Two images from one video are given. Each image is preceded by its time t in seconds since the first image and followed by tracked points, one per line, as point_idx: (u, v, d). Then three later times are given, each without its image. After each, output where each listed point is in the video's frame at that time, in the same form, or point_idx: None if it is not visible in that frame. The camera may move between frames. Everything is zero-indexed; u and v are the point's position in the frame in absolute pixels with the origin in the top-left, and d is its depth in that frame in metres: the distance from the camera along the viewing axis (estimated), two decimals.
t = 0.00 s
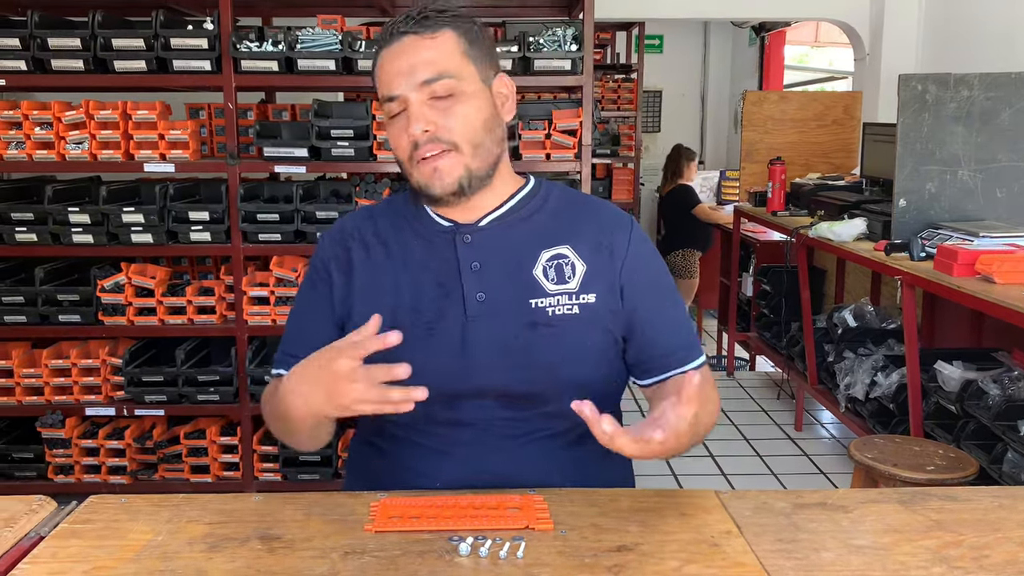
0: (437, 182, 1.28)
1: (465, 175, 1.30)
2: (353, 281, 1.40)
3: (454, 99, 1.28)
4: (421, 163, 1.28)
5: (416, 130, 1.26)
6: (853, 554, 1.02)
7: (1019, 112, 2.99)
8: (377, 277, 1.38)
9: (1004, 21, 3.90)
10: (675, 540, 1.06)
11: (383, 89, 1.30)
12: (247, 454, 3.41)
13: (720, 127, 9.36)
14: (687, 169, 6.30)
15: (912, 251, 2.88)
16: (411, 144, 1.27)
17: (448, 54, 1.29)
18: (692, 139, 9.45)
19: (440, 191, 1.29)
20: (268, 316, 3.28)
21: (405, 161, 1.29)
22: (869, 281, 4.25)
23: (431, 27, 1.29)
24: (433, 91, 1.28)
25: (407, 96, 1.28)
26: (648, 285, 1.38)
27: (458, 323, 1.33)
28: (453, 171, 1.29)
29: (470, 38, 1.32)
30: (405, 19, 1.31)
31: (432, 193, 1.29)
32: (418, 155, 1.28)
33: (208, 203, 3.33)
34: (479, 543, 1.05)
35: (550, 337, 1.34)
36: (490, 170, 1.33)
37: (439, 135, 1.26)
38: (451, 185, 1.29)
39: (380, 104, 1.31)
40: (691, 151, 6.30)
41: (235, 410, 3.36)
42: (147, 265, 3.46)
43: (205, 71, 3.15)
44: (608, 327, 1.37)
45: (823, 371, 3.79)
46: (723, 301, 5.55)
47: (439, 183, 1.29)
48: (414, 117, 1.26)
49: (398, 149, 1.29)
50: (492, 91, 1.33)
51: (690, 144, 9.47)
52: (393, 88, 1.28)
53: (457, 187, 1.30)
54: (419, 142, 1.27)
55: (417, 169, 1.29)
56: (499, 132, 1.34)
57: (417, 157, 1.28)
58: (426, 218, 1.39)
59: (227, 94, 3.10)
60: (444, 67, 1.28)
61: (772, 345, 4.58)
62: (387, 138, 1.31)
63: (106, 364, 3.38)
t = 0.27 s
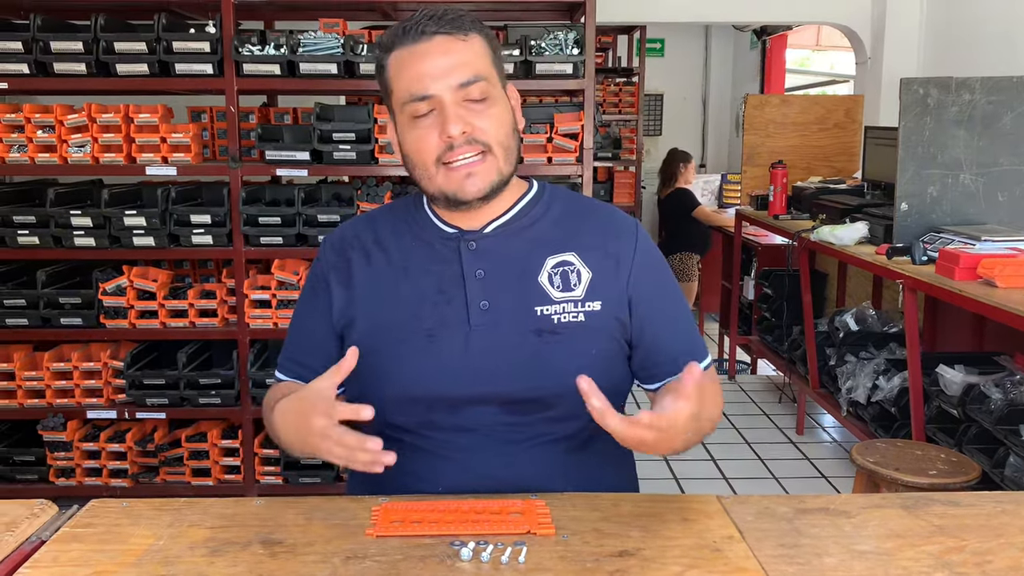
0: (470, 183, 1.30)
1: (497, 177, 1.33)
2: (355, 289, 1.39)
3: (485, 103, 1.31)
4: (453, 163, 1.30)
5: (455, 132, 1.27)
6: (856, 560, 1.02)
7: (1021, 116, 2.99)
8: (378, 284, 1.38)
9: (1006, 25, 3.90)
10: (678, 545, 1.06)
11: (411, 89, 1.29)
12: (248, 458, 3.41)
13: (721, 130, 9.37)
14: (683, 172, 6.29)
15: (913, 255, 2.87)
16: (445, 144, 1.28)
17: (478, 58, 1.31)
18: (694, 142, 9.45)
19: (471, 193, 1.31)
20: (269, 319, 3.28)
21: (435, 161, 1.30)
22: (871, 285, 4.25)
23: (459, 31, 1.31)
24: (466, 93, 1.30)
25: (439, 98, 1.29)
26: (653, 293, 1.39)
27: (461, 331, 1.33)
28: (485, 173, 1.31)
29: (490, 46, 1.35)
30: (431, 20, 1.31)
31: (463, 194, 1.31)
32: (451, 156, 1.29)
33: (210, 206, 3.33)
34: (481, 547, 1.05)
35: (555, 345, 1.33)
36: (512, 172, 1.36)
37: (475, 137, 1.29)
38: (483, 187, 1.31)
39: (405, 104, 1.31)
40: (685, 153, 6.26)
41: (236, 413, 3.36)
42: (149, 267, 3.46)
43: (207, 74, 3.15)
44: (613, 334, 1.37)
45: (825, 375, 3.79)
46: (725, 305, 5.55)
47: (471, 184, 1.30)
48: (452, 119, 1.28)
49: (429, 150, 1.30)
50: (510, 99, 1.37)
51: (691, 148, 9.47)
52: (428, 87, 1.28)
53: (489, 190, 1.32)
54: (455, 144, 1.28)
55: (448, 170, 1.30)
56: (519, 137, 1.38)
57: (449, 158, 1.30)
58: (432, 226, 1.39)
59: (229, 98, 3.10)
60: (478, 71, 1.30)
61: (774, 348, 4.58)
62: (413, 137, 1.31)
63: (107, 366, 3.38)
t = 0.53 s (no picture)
0: (459, 189, 1.30)
1: (488, 185, 1.32)
2: (357, 293, 1.39)
3: (486, 110, 1.31)
4: (443, 166, 1.30)
5: (445, 136, 1.28)
6: (857, 564, 1.02)
7: (1021, 119, 2.99)
8: (380, 289, 1.38)
9: (1007, 28, 3.90)
10: (679, 549, 1.06)
11: (412, 88, 1.30)
12: (249, 461, 3.41)
13: (722, 133, 9.37)
14: (681, 175, 6.26)
15: (914, 259, 2.87)
16: (437, 146, 1.29)
17: (484, 63, 1.31)
18: (694, 144, 9.46)
19: (458, 198, 1.31)
20: (270, 322, 3.28)
21: (426, 162, 1.31)
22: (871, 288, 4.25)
23: (468, 35, 1.31)
24: (465, 98, 1.30)
25: (437, 102, 1.29)
26: (655, 298, 1.39)
27: (464, 336, 1.33)
28: (475, 179, 1.31)
29: (501, 51, 1.35)
30: (443, 21, 1.32)
31: (451, 198, 1.31)
32: (441, 158, 1.30)
33: (211, 209, 3.34)
34: (482, 552, 1.05)
35: (558, 350, 1.33)
36: (507, 181, 1.35)
37: (466, 143, 1.29)
38: (472, 195, 1.31)
39: (406, 103, 1.32)
40: (682, 156, 6.24)
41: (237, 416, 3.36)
42: (150, 271, 3.46)
43: (208, 78, 3.15)
44: (616, 339, 1.37)
45: (826, 378, 3.79)
46: (725, 307, 5.54)
47: (460, 189, 1.31)
48: (445, 123, 1.28)
49: (419, 148, 1.31)
50: (515, 106, 1.37)
51: (692, 150, 9.48)
52: (427, 88, 1.29)
53: (479, 199, 1.32)
54: (444, 147, 1.28)
55: (438, 171, 1.31)
56: (520, 146, 1.37)
57: (439, 159, 1.30)
58: (434, 230, 1.39)
59: (231, 101, 3.11)
60: (480, 76, 1.30)
61: (775, 351, 4.58)
62: (409, 136, 1.32)
63: (108, 369, 3.38)
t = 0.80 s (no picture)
0: (431, 185, 1.30)
1: (459, 189, 1.31)
2: (353, 297, 1.39)
3: (479, 115, 1.31)
4: (421, 161, 1.31)
5: (430, 130, 1.29)
6: (858, 567, 1.02)
7: (1021, 121, 2.99)
8: (376, 292, 1.37)
9: (1006, 30, 3.90)
10: (679, 552, 1.06)
11: (416, 80, 1.32)
12: (249, 464, 3.40)
13: (722, 135, 9.37)
14: (681, 177, 6.29)
15: (915, 260, 2.87)
16: (422, 141, 1.30)
17: (489, 70, 1.32)
18: (694, 147, 9.46)
19: (431, 194, 1.31)
20: (269, 325, 3.28)
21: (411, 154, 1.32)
22: (872, 290, 4.25)
23: (482, 41, 1.33)
24: (461, 100, 1.31)
25: (432, 95, 1.31)
26: (652, 301, 1.40)
27: (462, 339, 1.32)
28: (450, 178, 1.31)
29: (514, 65, 1.36)
30: (464, 21, 1.34)
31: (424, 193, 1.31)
32: (421, 153, 1.30)
33: (210, 212, 3.33)
34: (481, 555, 1.04)
35: (556, 353, 1.33)
36: (491, 192, 1.35)
37: (447, 142, 1.29)
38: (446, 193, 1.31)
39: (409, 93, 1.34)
40: (682, 158, 6.27)
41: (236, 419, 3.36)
42: (150, 273, 3.46)
43: (208, 80, 3.15)
44: (614, 341, 1.37)
45: (826, 380, 3.78)
46: (725, 310, 5.54)
47: (433, 184, 1.30)
48: (432, 118, 1.29)
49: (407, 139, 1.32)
50: (515, 121, 1.37)
51: (692, 153, 9.48)
52: (426, 82, 1.31)
53: (452, 197, 1.32)
54: (428, 142, 1.29)
55: (417, 166, 1.31)
56: (512, 159, 1.37)
57: (419, 154, 1.31)
58: (431, 233, 1.39)
59: (230, 104, 3.11)
60: (479, 82, 1.31)
61: (775, 353, 4.58)
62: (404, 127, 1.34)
63: (107, 372, 3.37)
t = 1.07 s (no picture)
0: (482, 186, 1.30)
1: (508, 184, 1.32)
2: (357, 298, 1.39)
3: (511, 109, 1.32)
4: (467, 163, 1.30)
5: (476, 131, 1.28)
6: (859, 568, 1.02)
7: (1021, 122, 2.99)
8: (382, 294, 1.37)
9: (1006, 31, 3.91)
10: (680, 553, 1.06)
11: (437, 84, 1.30)
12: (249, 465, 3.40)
13: (721, 136, 9.38)
14: (686, 177, 6.31)
15: (915, 261, 2.88)
16: (466, 144, 1.29)
17: (510, 64, 1.33)
18: (694, 148, 9.46)
19: (482, 195, 1.31)
20: (269, 326, 3.28)
21: (452, 159, 1.30)
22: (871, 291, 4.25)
23: (495, 36, 1.33)
24: (492, 96, 1.31)
25: (465, 97, 1.30)
26: (659, 306, 1.40)
27: (467, 343, 1.32)
28: (497, 176, 1.31)
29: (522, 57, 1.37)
30: (468, 20, 1.33)
31: (473, 195, 1.31)
32: (467, 156, 1.30)
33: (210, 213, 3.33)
34: (482, 557, 1.04)
35: (562, 358, 1.33)
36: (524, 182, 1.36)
37: (495, 140, 1.29)
38: (495, 191, 1.31)
39: (428, 98, 1.32)
40: (688, 158, 6.28)
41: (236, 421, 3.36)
42: (150, 275, 3.46)
43: (208, 82, 3.15)
44: (620, 346, 1.37)
45: (826, 381, 3.78)
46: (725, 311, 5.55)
47: (482, 186, 1.31)
48: (474, 119, 1.29)
49: (444, 145, 1.30)
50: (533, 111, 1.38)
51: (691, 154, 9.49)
52: (455, 84, 1.30)
53: (500, 196, 1.32)
54: (473, 144, 1.29)
55: (462, 169, 1.30)
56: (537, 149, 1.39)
57: (464, 157, 1.30)
58: (437, 235, 1.39)
59: (230, 106, 3.11)
60: (507, 77, 1.31)
61: (775, 355, 4.58)
62: (432, 133, 1.31)
63: (108, 374, 3.37)
